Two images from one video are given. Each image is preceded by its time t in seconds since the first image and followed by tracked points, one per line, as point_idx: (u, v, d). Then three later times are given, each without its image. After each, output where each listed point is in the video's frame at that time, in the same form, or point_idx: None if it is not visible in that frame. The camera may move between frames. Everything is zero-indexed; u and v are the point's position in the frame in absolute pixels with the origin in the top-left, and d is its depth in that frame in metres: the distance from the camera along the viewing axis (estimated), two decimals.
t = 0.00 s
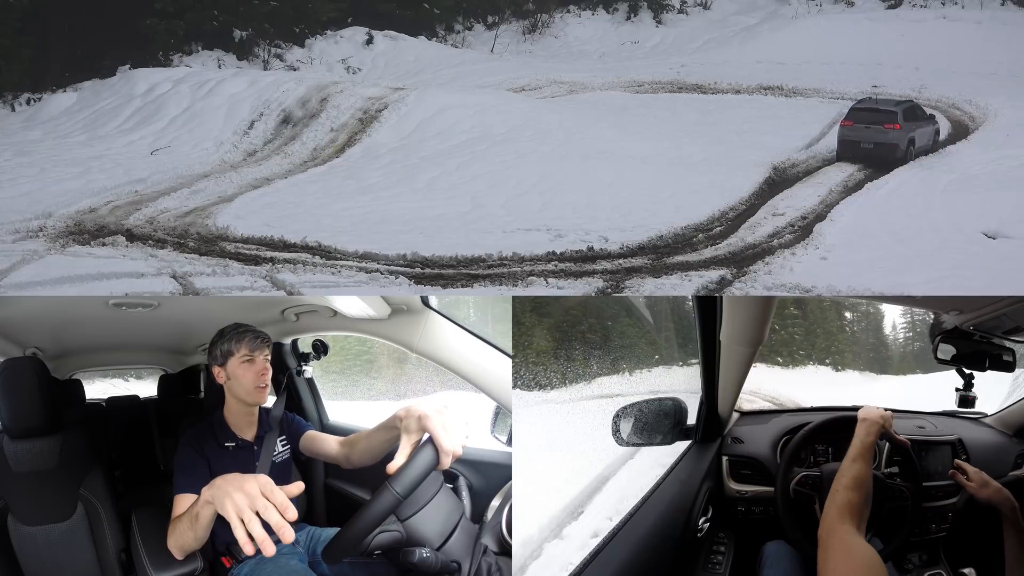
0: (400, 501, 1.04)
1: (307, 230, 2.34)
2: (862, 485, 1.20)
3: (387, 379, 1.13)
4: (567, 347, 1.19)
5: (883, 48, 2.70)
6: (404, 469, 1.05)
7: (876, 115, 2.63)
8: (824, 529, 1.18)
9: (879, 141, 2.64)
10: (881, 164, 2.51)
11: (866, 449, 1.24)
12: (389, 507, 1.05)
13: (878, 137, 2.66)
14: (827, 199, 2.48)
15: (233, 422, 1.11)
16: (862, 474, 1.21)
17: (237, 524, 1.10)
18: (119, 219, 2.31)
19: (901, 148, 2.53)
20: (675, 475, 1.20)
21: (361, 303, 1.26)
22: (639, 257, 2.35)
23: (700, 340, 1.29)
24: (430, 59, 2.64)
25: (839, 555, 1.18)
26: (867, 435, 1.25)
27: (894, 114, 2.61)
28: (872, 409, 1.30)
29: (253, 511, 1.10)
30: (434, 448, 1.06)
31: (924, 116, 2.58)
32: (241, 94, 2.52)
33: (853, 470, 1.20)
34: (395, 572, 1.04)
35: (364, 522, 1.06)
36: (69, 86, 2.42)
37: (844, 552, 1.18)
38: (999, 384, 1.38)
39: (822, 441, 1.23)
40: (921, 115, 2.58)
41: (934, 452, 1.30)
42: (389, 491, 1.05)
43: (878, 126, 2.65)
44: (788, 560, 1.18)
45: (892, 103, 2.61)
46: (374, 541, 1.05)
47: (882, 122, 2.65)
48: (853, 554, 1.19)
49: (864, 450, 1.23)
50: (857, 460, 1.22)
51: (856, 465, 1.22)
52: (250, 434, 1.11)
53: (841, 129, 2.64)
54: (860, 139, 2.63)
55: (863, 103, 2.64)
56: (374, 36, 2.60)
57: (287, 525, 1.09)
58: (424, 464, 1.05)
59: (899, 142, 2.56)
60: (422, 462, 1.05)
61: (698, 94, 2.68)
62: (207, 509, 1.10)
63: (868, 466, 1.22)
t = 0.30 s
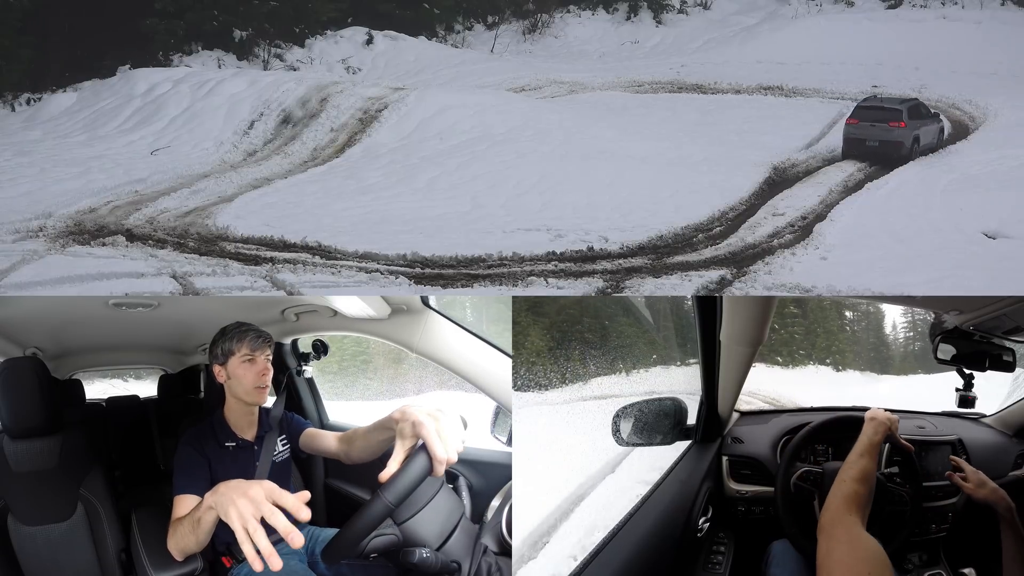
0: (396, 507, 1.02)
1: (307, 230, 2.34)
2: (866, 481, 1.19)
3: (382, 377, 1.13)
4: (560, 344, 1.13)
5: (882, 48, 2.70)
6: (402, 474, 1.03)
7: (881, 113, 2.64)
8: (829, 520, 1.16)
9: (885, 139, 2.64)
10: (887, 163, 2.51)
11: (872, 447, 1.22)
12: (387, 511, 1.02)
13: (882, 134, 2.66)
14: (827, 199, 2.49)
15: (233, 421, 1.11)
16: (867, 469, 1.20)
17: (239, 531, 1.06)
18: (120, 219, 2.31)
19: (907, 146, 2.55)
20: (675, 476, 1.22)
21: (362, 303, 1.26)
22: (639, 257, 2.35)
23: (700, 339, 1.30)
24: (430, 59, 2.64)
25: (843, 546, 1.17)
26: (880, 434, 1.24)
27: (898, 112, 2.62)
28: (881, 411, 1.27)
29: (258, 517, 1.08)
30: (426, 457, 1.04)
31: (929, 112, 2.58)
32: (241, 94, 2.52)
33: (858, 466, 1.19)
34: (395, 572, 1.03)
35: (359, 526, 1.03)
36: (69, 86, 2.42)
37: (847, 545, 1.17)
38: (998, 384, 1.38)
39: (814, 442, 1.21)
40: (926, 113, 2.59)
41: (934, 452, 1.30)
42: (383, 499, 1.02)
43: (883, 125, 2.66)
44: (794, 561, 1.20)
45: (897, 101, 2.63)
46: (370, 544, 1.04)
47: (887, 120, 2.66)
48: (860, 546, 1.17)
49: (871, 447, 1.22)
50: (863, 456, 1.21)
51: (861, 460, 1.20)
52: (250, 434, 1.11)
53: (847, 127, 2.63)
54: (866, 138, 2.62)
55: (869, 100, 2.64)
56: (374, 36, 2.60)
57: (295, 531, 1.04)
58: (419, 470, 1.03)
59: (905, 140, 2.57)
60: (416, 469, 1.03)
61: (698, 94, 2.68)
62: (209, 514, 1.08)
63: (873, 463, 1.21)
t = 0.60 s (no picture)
0: (397, 506, 1.06)
1: (307, 230, 2.34)
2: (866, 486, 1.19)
3: (379, 376, 1.13)
4: (555, 343, 1.15)
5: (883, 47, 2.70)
6: (401, 475, 1.08)
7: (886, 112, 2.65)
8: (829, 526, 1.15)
9: (889, 138, 2.65)
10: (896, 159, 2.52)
11: (870, 448, 1.22)
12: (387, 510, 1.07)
13: (888, 133, 2.67)
14: (827, 199, 2.49)
15: (232, 422, 1.11)
16: (865, 473, 1.19)
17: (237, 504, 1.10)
18: (119, 219, 2.31)
19: (912, 143, 2.54)
20: (675, 476, 1.20)
21: (361, 303, 1.24)
22: (639, 257, 2.35)
23: (700, 340, 1.30)
24: (431, 59, 2.64)
25: (843, 553, 1.15)
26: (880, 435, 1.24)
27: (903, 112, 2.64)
28: (876, 411, 1.28)
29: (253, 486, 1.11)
30: (428, 455, 1.08)
31: (932, 110, 2.58)
32: (241, 94, 2.52)
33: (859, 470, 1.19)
34: (395, 571, 1.05)
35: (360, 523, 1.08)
36: (69, 86, 2.42)
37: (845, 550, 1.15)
38: (1000, 384, 1.39)
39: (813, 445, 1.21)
40: (930, 112, 2.58)
41: (934, 452, 1.30)
42: (384, 498, 1.07)
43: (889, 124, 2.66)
44: (791, 561, 1.18)
45: (901, 100, 2.63)
46: (370, 543, 1.07)
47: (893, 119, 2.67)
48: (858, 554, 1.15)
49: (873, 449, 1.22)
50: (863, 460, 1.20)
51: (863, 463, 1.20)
52: (248, 434, 1.12)
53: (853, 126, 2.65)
54: (872, 136, 2.65)
55: (875, 100, 2.64)
56: (374, 35, 2.60)
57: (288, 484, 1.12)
58: (420, 469, 1.07)
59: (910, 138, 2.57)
60: (417, 468, 1.07)
61: (698, 95, 2.68)
62: (207, 499, 1.10)
63: (872, 466, 1.21)
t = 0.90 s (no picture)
0: (399, 505, 1.04)
1: (307, 230, 2.34)
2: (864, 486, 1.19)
3: (377, 375, 1.13)
4: (553, 344, 1.14)
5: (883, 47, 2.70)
6: (403, 473, 1.05)
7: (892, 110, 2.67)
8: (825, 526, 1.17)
9: (893, 136, 2.64)
10: (900, 157, 2.53)
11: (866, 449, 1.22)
12: (389, 509, 1.04)
13: (893, 132, 2.66)
14: (827, 199, 2.49)
15: (233, 422, 1.11)
16: (861, 473, 1.20)
17: (241, 514, 1.09)
18: (119, 219, 2.31)
19: (915, 143, 2.55)
20: (675, 476, 1.22)
21: (361, 303, 1.25)
22: (639, 257, 2.35)
23: (700, 340, 1.30)
24: (430, 59, 2.64)
25: (840, 553, 1.17)
26: (876, 433, 1.24)
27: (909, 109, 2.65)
28: (874, 411, 1.28)
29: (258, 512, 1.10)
30: (432, 450, 1.05)
31: (938, 108, 2.60)
32: (241, 94, 2.52)
33: (856, 469, 1.19)
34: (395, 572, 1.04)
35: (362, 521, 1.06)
36: (69, 86, 2.42)
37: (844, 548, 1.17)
38: (999, 384, 1.40)
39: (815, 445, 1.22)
40: (935, 110, 2.58)
41: (934, 452, 1.31)
42: (389, 493, 1.04)
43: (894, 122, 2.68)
44: (792, 561, 1.18)
45: (905, 99, 2.64)
46: (374, 542, 1.06)
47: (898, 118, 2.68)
48: (854, 552, 1.17)
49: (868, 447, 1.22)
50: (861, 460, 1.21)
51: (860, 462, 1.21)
52: (248, 434, 1.12)
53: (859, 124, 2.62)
54: (877, 135, 2.62)
55: (880, 96, 2.65)
56: (374, 36, 2.60)
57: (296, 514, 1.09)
58: (423, 466, 1.04)
59: (914, 138, 2.56)
60: (419, 466, 1.04)
61: (698, 95, 2.68)
62: (207, 516, 1.09)
63: (869, 465, 1.21)
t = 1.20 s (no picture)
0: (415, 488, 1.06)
1: (307, 230, 2.34)
2: (854, 489, 1.18)
3: (373, 374, 1.13)
4: (550, 344, 1.16)
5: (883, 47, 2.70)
6: (418, 456, 1.06)
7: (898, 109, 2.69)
8: (819, 535, 1.16)
9: (899, 135, 2.66)
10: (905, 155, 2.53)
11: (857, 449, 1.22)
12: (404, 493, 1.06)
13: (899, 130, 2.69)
14: (827, 199, 2.50)
15: (230, 423, 1.12)
16: (851, 476, 1.19)
17: (229, 515, 1.11)
18: (119, 219, 2.31)
19: (920, 141, 2.54)
20: (675, 475, 1.22)
21: (361, 303, 1.24)
22: (639, 257, 2.35)
23: (700, 340, 1.30)
24: (431, 59, 2.64)
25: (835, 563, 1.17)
26: (864, 432, 1.24)
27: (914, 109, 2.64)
28: (856, 408, 1.30)
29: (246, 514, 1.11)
30: (448, 433, 1.07)
31: (943, 107, 2.58)
32: (241, 93, 2.52)
33: (843, 472, 1.19)
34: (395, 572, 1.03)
35: (366, 517, 1.07)
36: (69, 86, 2.42)
37: (838, 557, 1.17)
38: (999, 384, 1.39)
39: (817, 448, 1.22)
40: (940, 108, 2.58)
41: (934, 452, 1.30)
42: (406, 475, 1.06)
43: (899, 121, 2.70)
44: (792, 561, 1.20)
45: (911, 97, 2.63)
46: (385, 531, 1.05)
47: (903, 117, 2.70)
48: (850, 561, 1.17)
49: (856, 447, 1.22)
50: (850, 462, 1.20)
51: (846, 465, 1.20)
52: (247, 434, 1.12)
53: (864, 122, 2.63)
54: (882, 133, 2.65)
55: (882, 96, 2.66)
56: (374, 36, 2.60)
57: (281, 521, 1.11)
58: (439, 449, 1.05)
59: (919, 137, 2.56)
60: (435, 447, 1.06)
61: (698, 95, 2.68)
62: (197, 516, 1.10)
63: (858, 466, 1.21)
